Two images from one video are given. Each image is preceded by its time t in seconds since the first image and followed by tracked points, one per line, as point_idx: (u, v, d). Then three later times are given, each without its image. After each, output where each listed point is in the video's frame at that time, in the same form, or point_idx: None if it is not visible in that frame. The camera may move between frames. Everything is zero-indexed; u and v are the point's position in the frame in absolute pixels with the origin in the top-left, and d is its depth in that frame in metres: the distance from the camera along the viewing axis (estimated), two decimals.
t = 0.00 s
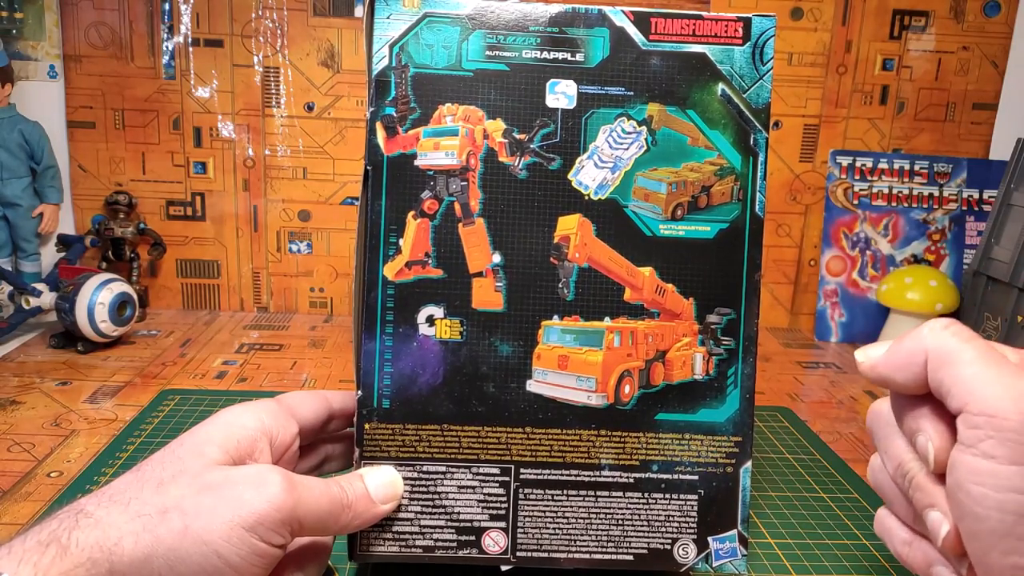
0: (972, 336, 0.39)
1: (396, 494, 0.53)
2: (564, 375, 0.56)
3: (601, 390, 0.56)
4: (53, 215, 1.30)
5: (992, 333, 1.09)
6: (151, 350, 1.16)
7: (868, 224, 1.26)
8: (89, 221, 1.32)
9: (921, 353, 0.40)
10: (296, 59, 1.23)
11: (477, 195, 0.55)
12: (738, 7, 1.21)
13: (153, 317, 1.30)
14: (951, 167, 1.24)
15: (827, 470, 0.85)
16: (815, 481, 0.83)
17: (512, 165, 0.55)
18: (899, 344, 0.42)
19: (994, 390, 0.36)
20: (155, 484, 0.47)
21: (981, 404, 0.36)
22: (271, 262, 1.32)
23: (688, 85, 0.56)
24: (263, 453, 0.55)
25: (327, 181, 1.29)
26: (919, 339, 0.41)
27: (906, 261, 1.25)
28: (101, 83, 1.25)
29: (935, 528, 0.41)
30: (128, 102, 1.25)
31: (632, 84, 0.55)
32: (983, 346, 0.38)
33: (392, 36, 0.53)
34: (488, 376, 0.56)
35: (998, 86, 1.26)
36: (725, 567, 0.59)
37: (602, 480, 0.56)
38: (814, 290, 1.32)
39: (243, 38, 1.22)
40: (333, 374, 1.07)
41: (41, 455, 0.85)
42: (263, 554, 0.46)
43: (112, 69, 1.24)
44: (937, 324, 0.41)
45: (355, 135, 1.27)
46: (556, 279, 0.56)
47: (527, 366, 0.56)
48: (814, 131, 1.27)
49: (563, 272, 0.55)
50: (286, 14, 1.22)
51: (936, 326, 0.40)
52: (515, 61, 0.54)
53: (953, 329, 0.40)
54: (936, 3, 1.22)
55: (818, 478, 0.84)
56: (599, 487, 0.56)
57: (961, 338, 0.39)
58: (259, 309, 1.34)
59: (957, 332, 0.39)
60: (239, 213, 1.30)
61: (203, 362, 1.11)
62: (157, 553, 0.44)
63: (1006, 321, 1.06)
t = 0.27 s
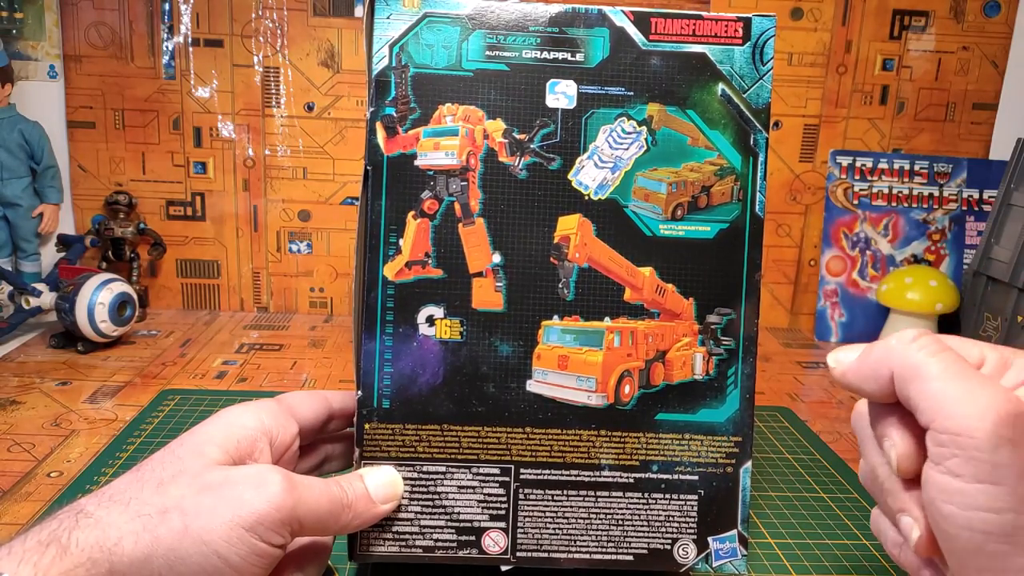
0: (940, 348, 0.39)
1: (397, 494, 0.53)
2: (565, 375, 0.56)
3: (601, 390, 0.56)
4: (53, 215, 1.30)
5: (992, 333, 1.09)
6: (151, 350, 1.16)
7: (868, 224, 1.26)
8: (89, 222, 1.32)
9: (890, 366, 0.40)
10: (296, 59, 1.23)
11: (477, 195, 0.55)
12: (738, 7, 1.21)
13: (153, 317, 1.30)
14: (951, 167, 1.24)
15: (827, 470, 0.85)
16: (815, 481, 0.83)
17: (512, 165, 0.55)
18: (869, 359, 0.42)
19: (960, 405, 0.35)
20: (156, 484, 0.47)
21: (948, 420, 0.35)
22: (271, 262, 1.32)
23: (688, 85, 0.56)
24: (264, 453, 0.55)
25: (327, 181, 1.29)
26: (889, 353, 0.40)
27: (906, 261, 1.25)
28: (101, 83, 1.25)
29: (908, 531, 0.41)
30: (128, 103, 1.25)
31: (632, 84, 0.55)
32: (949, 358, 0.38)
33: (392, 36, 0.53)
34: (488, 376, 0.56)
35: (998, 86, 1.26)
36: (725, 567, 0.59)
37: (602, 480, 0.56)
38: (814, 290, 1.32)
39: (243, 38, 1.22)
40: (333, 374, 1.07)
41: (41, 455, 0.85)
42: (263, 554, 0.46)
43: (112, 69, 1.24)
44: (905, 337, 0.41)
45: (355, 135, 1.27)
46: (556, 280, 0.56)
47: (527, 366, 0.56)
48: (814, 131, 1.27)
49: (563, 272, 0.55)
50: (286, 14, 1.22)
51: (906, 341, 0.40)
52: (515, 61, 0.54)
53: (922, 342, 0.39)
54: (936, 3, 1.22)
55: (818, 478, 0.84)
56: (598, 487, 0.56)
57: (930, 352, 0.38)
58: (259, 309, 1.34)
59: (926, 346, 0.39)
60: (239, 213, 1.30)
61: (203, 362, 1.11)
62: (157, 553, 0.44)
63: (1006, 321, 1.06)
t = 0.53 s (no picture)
0: (948, 241, 0.37)
1: (397, 492, 0.53)
2: (564, 374, 0.56)
3: (600, 389, 0.56)
4: (53, 214, 1.30)
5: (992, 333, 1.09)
6: (151, 350, 1.16)
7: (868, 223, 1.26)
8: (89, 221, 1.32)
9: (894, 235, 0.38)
10: (296, 59, 1.23)
11: (477, 194, 0.55)
12: (738, 7, 1.21)
13: (153, 317, 1.30)
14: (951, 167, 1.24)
15: (827, 469, 0.85)
16: (815, 480, 0.83)
17: (512, 164, 0.55)
18: (871, 224, 0.39)
19: (952, 300, 0.36)
20: (156, 483, 0.47)
21: (935, 312, 0.36)
22: (271, 262, 1.32)
23: (687, 85, 0.56)
24: (264, 452, 0.55)
25: (327, 181, 1.29)
26: (891, 229, 0.38)
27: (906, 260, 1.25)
28: (101, 83, 1.25)
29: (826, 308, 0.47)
30: (128, 103, 1.25)
31: (632, 84, 0.55)
32: (956, 255, 0.37)
33: (392, 36, 0.53)
34: (489, 374, 0.56)
35: (998, 86, 1.26)
36: (725, 566, 0.58)
37: (602, 479, 0.56)
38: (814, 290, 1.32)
39: (243, 38, 1.22)
40: (333, 374, 1.07)
41: (41, 455, 0.85)
42: (263, 553, 0.46)
43: (112, 69, 1.24)
44: (915, 215, 0.38)
45: (355, 135, 1.27)
46: (556, 278, 0.56)
47: (527, 364, 0.56)
48: (814, 131, 1.27)
49: (563, 271, 0.55)
50: (286, 15, 1.22)
51: (910, 223, 0.38)
52: (515, 60, 0.54)
53: (931, 230, 0.38)
54: (936, 3, 1.22)
55: (818, 477, 0.83)
56: (598, 485, 0.56)
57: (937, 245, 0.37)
58: (259, 309, 1.34)
59: (927, 235, 0.38)
60: (239, 213, 1.30)
61: (203, 362, 1.11)
62: (157, 552, 0.44)
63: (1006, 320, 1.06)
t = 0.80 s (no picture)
0: (813, 234, 0.41)
1: (397, 492, 0.53)
2: (565, 374, 0.56)
3: (601, 389, 0.56)
4: (53, 215, 1.30)
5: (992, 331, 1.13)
6: (151, 350, 1.16)
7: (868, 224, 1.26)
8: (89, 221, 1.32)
9: (761, 239, 0.41)
10: (296, 59, 1.23)
11: (477, 194, 0.55)
12: (738, 7, 1.21)
13: (153, 317, 1.30)
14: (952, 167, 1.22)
15: (826, 470, 0.85)
16: (815, 481, 0.83)
17: (512, 164, 0.55)
18: (746, 229, 0.42)
19: (834, 291, 0.38)
20: (156, 484, 0.47)
21: (821, 305, 0.39)
22: (271, 262, 1.32)
23: (687, 85, 0.56)
24: (264, 452, 0.55)
25: (327, 181, 1.29)
26: (765, 231, 0.41)
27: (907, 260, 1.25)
28: (101, 83, 1.25)
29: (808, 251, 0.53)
30: (128, 102, 1.25)
31: (632, 84, 0.55)
32: (824, 247, 0.40)
33: (393, 36, 0.53)
34: (489, 374, 0.56)
35: (998, 86, 1.26)
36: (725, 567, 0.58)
37: (602, 479, 0.56)
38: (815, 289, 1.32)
39: (243, 38, 1.22)
40: (333, 374, 1.07)
41: (41, 455, 0.85)
42: (262, 553, 0.46)
43: (112, 69, 1.24)
44: (781, 214, 0.42)
45: (355, 135, 1.27)
46: (556, 278, 0.56)
47: (527, 364, 0.56)
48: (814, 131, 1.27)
49: (563, 271, 0.55)
50: (286, 15, 1.22)
51: (779, 227, 0.41)
52: (515, 60, 0.54)
53: (798, 227, 0.41)
54: (936, 3, 1.22)
55: (818, 478, 0.84)
56: (598, 485, 0.56)
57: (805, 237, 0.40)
58: (259, 309, 1.34)
59: (798, 232, 0.41)
60: (239, 213, 1.30)
61: (203, 362, 1.11)
62: (157, 552, 0.44)
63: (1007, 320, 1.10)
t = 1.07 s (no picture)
0: (738, 291, 0.43)
1: (397, 492, 0.53)
2: (565, 374, 0.56)
3: (601, 389, 0.56)
4: (53, 214, 1.30)
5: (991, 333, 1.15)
6: (151, 350, 1.16)
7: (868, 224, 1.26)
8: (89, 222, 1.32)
9: (691, 301, 0.43)
10: (296, 59, 1.23)
11: (477, 194, 0.55)
12: (738, 7, 1.21)
13: (153, 317, 1.30)
14: (951, 167, 1.22)
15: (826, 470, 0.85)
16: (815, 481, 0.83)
17: (512, 164, 0.55)
18: (677, 290, 0.44)
19: (764, 352, 0.41)
20: (156, 484, 0.47)
21: (754, 365, 0.41)
22: (271, 262, 1.32)
23: (687, 85, 0.56)
24: (264, 452, 0.55)
25: (327, 181, 1.29)
26: (694, 292, 0.43)
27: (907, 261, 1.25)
28: (101, 83, 1.25)
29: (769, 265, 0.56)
30: (128, 103, 1.25)
31: (632, 84, 0.55)
32: (750, 304, 0.42)
33: (393, 36, 0.53)
34: (489, 374, 0.56)
35: (998, 86, 1.26)
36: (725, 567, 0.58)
37: (602, 479, 0.56)
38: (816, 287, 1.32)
39: (243, 38, 1.22)
40: (333, 374, 1.07)
41: (41, 455, 0.85)
42: (263, 553, 0.46)
43: (112, 69, 1.24)
44: (708, 273, 0.44)
45: (355, 135, 1.27)
46: (556, 279, 0.56)
47: (526, 365, 0.56)
48: (814, 131, 1.27)
49: (563, 271, 0.55)
50: (286, 14, 1.22)
51: (707, 288, 0.43)
52: (515, 60, 0.54)
53: (723, 285, 0.43)
54: (936, 3, 1.22)
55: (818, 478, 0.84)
56: (598, 486, 0.56)
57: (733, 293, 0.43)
58: (259, 309, 1.34)
59: (726, 291, 0.43)
60: (239, 212, 1.30)
61: (203, 362, 1.11)
62: (157, 552, 0.44)
63: (1006, 321, 1.12)
